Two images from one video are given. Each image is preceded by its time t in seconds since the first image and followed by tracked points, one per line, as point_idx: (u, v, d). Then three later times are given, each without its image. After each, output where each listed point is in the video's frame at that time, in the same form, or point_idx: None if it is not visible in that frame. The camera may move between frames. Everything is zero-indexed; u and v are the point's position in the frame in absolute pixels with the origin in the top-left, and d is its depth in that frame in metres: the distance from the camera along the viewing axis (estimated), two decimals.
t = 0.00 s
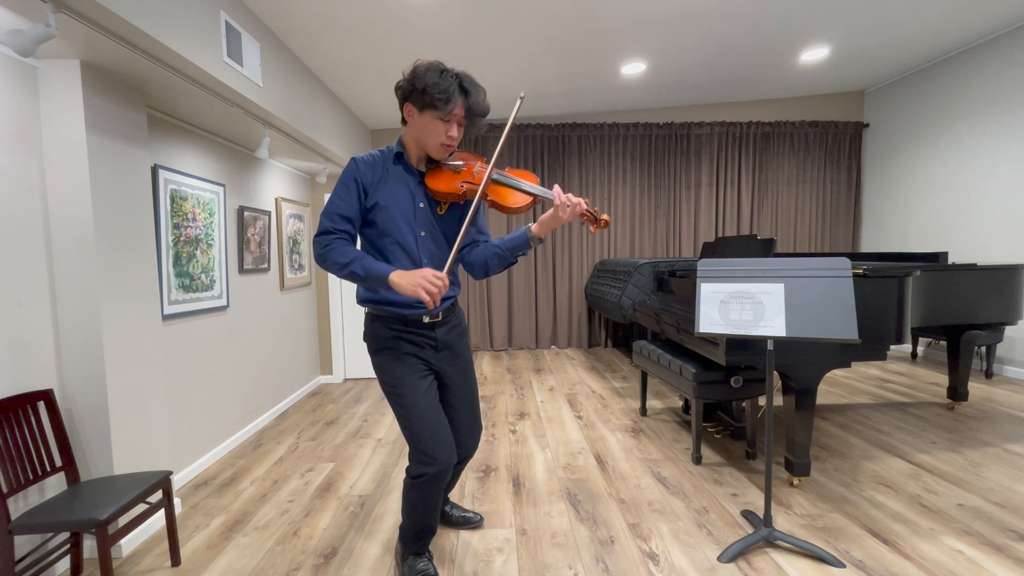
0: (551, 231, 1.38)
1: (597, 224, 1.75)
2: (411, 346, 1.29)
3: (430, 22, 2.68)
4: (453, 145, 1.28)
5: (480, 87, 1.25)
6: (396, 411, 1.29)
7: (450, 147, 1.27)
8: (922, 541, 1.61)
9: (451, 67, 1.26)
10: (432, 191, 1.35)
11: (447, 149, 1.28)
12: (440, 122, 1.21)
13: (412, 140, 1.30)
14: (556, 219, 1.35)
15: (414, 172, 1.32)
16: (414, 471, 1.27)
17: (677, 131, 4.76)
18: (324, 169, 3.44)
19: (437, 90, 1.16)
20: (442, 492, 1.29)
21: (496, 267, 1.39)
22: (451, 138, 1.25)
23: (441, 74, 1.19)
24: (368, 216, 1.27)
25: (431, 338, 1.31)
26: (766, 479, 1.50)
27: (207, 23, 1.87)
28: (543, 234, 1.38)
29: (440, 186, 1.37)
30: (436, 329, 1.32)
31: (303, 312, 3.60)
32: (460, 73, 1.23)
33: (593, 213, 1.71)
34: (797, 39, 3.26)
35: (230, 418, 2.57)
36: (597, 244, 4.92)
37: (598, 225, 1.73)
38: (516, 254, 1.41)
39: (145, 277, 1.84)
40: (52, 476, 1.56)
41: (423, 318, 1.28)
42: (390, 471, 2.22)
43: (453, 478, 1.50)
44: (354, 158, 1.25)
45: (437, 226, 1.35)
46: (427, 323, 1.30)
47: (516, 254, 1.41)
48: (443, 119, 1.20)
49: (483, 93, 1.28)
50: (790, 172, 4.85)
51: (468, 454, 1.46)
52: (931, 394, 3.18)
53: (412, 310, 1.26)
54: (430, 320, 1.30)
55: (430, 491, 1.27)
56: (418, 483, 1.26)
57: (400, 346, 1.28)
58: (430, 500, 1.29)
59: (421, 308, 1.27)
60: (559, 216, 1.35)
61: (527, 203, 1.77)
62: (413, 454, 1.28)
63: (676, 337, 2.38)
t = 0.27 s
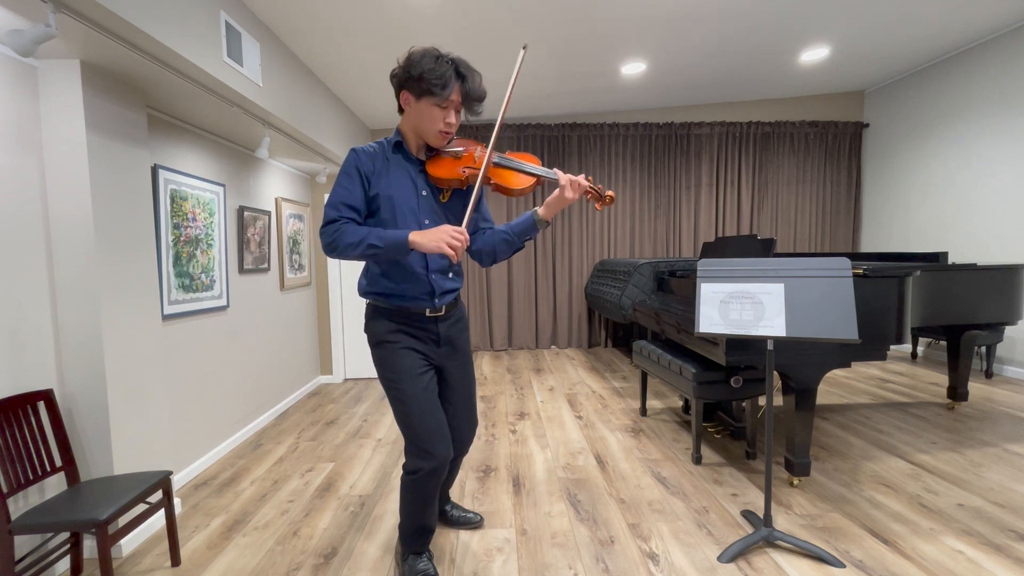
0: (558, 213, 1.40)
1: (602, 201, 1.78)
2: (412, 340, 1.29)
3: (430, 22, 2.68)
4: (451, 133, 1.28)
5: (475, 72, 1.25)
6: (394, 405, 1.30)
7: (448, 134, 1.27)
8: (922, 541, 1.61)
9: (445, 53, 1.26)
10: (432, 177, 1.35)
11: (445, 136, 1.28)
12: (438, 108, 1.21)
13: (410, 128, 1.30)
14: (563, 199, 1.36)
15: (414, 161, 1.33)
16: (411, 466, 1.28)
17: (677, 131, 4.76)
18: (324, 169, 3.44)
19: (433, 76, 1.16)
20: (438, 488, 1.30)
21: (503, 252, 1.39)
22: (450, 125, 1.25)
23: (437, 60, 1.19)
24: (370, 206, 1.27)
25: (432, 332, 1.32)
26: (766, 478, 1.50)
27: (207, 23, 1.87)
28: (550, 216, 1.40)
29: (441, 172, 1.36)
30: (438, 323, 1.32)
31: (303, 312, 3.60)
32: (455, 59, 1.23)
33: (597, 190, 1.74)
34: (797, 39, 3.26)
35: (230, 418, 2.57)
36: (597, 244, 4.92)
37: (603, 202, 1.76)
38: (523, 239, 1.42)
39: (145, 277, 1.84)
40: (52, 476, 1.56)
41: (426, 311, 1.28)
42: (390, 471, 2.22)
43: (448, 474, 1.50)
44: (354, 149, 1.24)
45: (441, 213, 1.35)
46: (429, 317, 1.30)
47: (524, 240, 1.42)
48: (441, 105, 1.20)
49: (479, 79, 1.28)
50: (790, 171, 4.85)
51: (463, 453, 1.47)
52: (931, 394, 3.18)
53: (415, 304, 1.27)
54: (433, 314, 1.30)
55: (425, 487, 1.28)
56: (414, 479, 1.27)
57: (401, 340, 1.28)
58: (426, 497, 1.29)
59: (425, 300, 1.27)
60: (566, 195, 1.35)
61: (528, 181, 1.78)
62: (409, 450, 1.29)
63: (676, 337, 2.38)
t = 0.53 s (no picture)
0: (560, 210, 1.38)
1: (603, 198, 1.84)
2: (413, 337, 1.28)
3: (430, 22, 2.68)
4: (454, 129, 1.28)
5: (481, 69, 1.25)
6: (394, 402, 1.29)
7: (451, 130, 1.27)
8: (922, 541, 1.61)
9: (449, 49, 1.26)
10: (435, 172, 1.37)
11: (448, 132, 1.28)
12: (443, 103, 1.21)
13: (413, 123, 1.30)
14: (567, 196, 1.36)
15: (415, 157, 1.32)
16: (409, 463, 1.28)
17: (677, 131, 4.76)
18: (324, 169, 3.44)
19: (439, 71, 1.16)
20: (437, 486, 1.30)
21: (507, 249, 1.40)
22: (453, 121, 1.25)
23: (442, 55, 1.19)
24: (371, 202, 1.27)
25: (434, 329, 1.31)
26: (766, 479, 1.49)
27: (207, 23, 1.87)
28: (553, 214, 1.39)
29: (444, 168, 1.40)
30: (439, 320, 1.32)
31: (303, 312, 3.60)
32: (460, 55, 1.23)
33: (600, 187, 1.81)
34: (797, 39, 3.26)
35: (230, 418, 2.57)
36: (597, 244, 4.92)
37: (606, 198, 1.83)
38: (526, 236, 1.42)
39: (145, 277, 1.84)
40: (52, 476, 1.56)
41: (429, 307, 1.27)
42: (390, 472, 2.22)
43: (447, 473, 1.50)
44: (356, 145, 1.24)
45: (444, 210, 1.35)
46: (431, 313, 1.29)
47: (527, 236, 1.41)
48: (446, 101, 1.20)
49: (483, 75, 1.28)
50: (790, 171, 4.85)
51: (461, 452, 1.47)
52: (931, 394, 3.18)
53: (417, 299, 1.26)
54: (435, 310, 1.30)
55: (424, 485, 1.28)
56: (413, 476, 1.27)
57: (402, 336, 1.27)
58: (424, 495, 1.29)
59: (427, 296, 1.26)
60: (570, 194, 1.35)
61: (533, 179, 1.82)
62: (408, 447, 1.29)
63: (675, 337, 2.38)
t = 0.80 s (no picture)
0: (558, 218, 1.41)
1: (602, 210, 1.76)
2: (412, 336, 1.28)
3: (430, 22, 2.68)
4: (458, 133, 1.28)
5: (487, 74, 1.25)
6: (392, 401, 1.29)
7: (455, 135, 1.27)
8: (922, 541, 1.61)
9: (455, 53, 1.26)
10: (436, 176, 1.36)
11: (451, 136, 1.27)
12: (448, 108, 1.21)
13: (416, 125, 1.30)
14: (565, 205, 1.37)
15: (417, 160, 1.32)
16: (407, 462, 1.28)
17: (677, 131, 4.76)
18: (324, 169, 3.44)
19: (445, 76, 1.16)
20: (435, 485, 1.30)
21: (504, 253, 1.41)
22: (457, 125, 1.25)
23: (449, 60, 1.18)
24: (371, 202, 1.26)
25: (433, 328, 1.32)
26: (766, 479, 1.49)
27: (206, 22, 1.87)
28: (551, 221, 1.41)
29: (444, 172, 1.39)
30: (438, 320, 1.32)
31: (303, 312, 3.60)
32: (466, 60, 1.23)
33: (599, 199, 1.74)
34: (797, 39, 3.26)
35: (230, 418, 2.57)
36: (597, 244, 4.91)
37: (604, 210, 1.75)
38: (523, 241, 1.44)
39: (145, 277, 1.84)
40: (52, 476, 1.56)
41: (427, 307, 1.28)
42: (390, 472, 2.22)
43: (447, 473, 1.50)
44: (359, 145, 1.24)
45: (444, 213, 1.35)
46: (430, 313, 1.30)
47: (523, 242, 1.43)
48: (451, 106, 1.20)
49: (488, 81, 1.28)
50: (790, 171, 4.85)
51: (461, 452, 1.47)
52: (931, 394, 3.18)
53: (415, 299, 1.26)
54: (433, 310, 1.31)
55: (422, 484, 1.28)
56: (411, 475, 1.27)
57: (401, 335, 1.27)
58: (422, 494, 1.29)
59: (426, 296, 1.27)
60: (568, 202, 1.37)
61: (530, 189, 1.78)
62: (406, 446, 1.29)
63: (675, 338, 2.38)
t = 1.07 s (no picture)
0: (554, 226, 1.38)
1: (597, 220, 1.88)
2: (410, 335, 1.28)
3: (430, 22, 2.68)
4: (459, 140, 1.29)
5: (488, 81, 1.25)
6: (391, 400, 1.29)
7: (456, 142, 1.28)
8: (922, 541, 1.61)
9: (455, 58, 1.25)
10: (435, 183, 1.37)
11: (452, 143, 1.29)
12: (448, 118, 1.21)
13: (417, 131, 1.31)
14: (561, 213, 1.35)
15: (418, 164, 1.33)
16: (405, 461, 1.28)
17: (677, 131, 4.76)
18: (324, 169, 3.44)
19: (446, 88, 1.16)
20: (434, 484, 1.30)
21: (499, 259, 1.40)
22: (458, 134, 1.26)
23: (450, 70, 1.18)
24: (370, 202, 1.26)
25: (430, 328, 1.32)
26: (766, 479, 1.49)
27: (206, 22, 1.87)
28: (547, 229, 1.39)
29: (444, 180, 1.40)
30: (435, 320, 1.33)
31: (303, 312, 3.60)
32: (467, 68, 1.22)
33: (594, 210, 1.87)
34: (797, 39, 3.26)
35: (230, 418, 2.57)
36: (597, 244, 4.91)
37: (599, 221, 1.88)
38: (518, 249, 1.41)
39: (145, 277, 1.84)
40: (52, 476, 1.56)
41: (423, 308, 1.29)
42: (390, 472, 2.22)
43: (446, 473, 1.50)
44: (362, 144, 1.24)
45: (442, 218, 1.36)
46: (426, 314, 1.31)
47: (519, 249, 1.41)
48: (451, 116, 1.21)
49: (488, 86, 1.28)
50: (790, 172, 4.85)
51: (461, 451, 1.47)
52: (931, 394, 3.18)
53: (410, 299, 1.27)
54: (429, 311, 1.31)
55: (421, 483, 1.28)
56: (411, 474, 1.27)
57: (398, 335, 1.27)
58: (421, 493, 1.29)
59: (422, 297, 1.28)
60: (563, 210, 1.34)
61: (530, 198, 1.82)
62: (405, 445, 1.29)
63: (675, 338, 2.38)
